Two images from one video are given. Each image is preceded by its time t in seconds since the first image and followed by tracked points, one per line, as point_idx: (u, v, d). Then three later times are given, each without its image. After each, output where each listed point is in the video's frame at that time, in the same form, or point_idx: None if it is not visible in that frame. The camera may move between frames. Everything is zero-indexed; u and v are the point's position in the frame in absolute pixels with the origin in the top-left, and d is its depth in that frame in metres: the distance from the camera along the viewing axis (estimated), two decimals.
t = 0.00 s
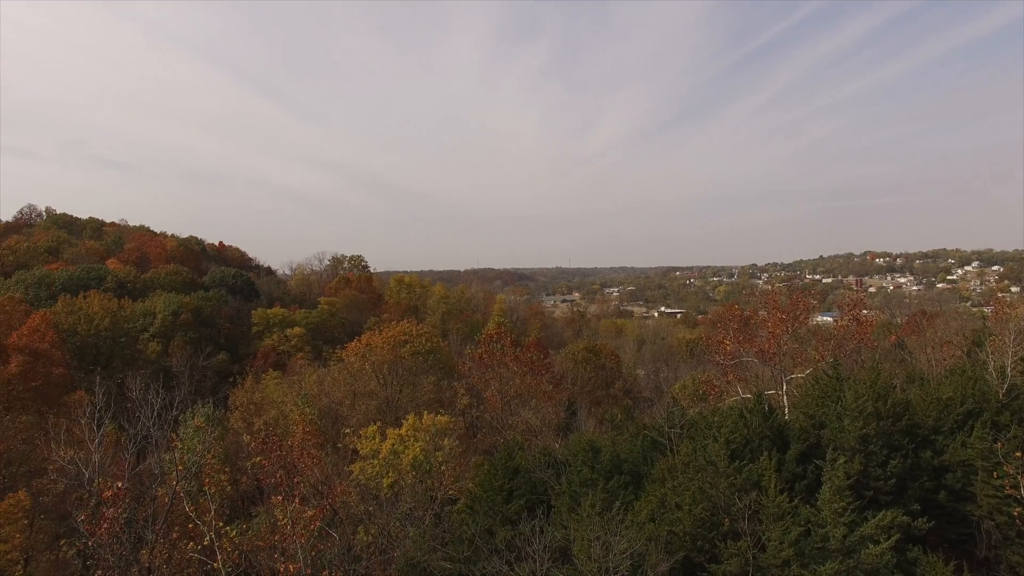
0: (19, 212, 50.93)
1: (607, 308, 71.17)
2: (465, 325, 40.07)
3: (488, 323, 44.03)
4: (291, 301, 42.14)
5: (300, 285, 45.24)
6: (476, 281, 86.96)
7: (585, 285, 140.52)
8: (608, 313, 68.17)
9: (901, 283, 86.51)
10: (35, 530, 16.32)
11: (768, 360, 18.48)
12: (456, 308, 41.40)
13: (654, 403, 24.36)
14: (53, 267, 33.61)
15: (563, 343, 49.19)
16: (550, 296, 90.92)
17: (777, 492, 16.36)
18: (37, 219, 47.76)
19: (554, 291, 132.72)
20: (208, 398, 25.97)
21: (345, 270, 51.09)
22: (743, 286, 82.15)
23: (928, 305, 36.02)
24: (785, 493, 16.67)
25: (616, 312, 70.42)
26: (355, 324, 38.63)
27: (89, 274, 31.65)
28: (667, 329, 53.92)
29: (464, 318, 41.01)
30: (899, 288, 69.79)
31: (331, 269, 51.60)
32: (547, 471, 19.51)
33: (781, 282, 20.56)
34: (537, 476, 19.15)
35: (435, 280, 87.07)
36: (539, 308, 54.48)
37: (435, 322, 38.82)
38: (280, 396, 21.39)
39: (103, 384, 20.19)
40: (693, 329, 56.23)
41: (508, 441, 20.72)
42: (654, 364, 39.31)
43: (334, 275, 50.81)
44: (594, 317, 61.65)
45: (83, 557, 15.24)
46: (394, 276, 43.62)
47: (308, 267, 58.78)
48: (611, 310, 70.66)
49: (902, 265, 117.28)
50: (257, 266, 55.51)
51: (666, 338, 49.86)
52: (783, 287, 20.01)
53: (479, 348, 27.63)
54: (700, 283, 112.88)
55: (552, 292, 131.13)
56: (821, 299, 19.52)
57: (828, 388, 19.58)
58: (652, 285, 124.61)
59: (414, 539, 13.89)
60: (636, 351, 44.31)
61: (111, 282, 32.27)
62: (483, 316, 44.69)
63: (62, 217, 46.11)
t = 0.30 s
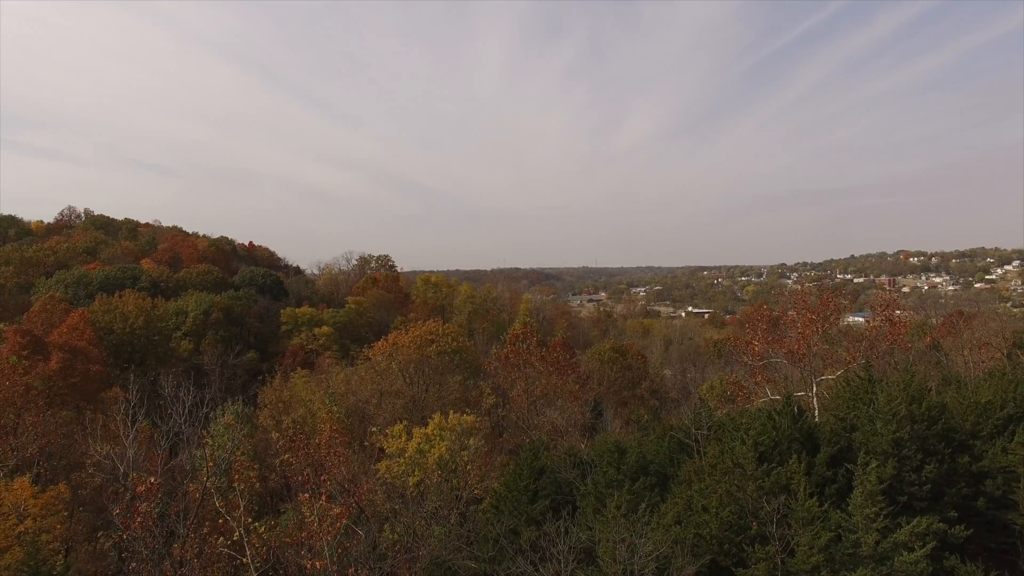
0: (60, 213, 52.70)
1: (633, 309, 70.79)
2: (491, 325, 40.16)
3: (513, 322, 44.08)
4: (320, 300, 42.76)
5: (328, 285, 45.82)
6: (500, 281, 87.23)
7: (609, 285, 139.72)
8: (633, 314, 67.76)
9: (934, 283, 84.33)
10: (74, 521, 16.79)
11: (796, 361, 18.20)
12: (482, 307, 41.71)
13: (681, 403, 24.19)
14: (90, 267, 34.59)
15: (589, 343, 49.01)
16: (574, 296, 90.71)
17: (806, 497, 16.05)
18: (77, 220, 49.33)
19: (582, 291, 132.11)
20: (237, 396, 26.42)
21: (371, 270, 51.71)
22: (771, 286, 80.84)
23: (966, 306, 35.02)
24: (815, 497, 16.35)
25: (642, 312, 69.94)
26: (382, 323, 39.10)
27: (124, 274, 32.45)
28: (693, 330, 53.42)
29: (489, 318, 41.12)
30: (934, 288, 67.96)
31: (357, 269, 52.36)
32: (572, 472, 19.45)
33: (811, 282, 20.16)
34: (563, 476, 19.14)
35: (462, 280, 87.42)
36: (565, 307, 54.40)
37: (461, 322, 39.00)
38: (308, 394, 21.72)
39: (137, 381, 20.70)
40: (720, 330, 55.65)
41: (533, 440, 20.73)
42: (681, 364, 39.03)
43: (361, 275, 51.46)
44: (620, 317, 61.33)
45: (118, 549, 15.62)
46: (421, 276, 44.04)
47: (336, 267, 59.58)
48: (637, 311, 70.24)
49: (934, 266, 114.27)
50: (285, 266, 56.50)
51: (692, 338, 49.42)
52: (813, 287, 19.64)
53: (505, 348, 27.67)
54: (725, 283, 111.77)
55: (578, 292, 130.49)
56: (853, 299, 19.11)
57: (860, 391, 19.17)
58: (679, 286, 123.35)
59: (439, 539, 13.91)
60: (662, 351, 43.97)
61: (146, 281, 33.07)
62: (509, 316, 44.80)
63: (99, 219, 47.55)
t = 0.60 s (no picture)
0: (93, 213, 54.16)
1: (654, 309, 70.47)
2: (512, 325, 40.20)
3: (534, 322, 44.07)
4: (342, 299, 43.17)
5: (349, 285, 46.22)
6: (520, 280, 87.37)
7: (627, 284, 139.35)
8: (654, 314, 67.38)
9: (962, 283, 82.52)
10: (103, 515, 17.14)
11: (820, 362, 17.93)
12: (503, 307, 41.82)
13: (703, 404, 24.01)
14: (118, 267, 35.28)
15: (609, 343, 48.84)
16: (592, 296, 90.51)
17: (830, 500, 15.79)
18: (106, 220, 50.49)
19: (602, 291, 131.96)
20: (260, 394, 26.80)
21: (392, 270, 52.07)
22: (793, 286, 79.81)
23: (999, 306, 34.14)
24: (840, 501, 16.10)
25: (663, 312, 69.57)
26: (404, 322, 39.38)
27: (151, 274, 33.01)
28: (715, 330, 52.96)
29: (511, 318, 41.18)
30: (964, 288, 66.41)
31: (379, 269, 52.88)
32: (591, 472, 19.39)
33: (835, 281, 19.79)
34: (584, 476, 19.09)
35: (482, 280, 87.68)
36: (586, 307, 54.27)
37: (481, 322, 39.08)
38: (330, 393, 21.94)
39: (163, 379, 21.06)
40: (742, 330, 55.17)
41: (553, 440, 20.69)
42: (703, 364, 38.73)
43: (382, 275, 51.80)
44: (640, 317, 61.04)
45: (145, 544, 15.89)
46: (443, 275, 44.24)
47: (358, 266, 60.17)
48: (658, 311, 69.83)
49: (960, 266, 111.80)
50: (308, 266, 57.20)
51: (715, 338, 48.99)
52: (837, 287, 19.34)
53: (525, 348, 27.67)
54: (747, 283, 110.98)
55: (598, 292, 130.02)
56: (879, 298, 18.77)
57: (886, 392, 18.83)
58: (700, 285, 122.51)
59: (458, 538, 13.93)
60: (684, 351, 43.67)
61: (172, 281, 33.62)
62: (531, 315, 44.90)
63: (127, 219, 48.59)
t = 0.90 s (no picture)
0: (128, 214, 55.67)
1: (681, 309, 69.74)
2: (537, 324, 40.14)
3: (560, 321, 43.98)
4: (368, 299, 43.63)
5: (376, 284, 46.63)
6: (544, 280, 87.39)
7: (649, 284, 138.54)
8: (681, 314, 66.63)
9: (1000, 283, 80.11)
10: (137, 509, 17.58)
11: (850, 364, 17.59)
12: (529, 306, 41.83)
13: (729, 405, 23.80)
14: (151, 266, 36.15)
15: (636, 343, 48.50)
16: (616, 296, 90.00)
17: (860, 504, 15.47)
18: (140, 220, 51.88)
19: (625, 290, 131.37)
20: (288, 392, 27.27)
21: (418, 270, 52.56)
22: (823, 286, 78.22)
23: None
24: (871, 505, 15.74)
25: (690, 312, 68.93)
26: (431, 321, 39.66)
27: (183, 273, 33.73)
28: (743, 330, 52.20)
29: (537, 317, 41.13)
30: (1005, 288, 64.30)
31: (405, 269, 53.36)
32: (615, 473, 19.28)
33: (867, 281, 19.36)
34: (609, 477, 18.98)
35: (508, 280, 87.50)
36: (612, 306, 53.99)
37: (507, 321, 39.12)
38: (356, 391, 22.23)
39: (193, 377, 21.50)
40: (771, 330, 54.31)
41: (577, 440, 20.65)
42: (731, 364, 38.32)
43: (408, 275, 52.14)
44: (667, 317, 60.51)
45: (176, 538, 16.22)
46: (469, 275, 44.37)
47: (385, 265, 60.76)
48: (685, 311, 69.07)
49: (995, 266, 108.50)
50: (336, 265, 57.98)
51: (743, 339, 48.40)
52: (868, 287, 18.94)
53: (551, 347, 27.63)
54: (774, 283, 109.81)
55: (625, 292, 128.40)
56: (912, 299, 18.33)
57: (920, 394, 18.35)
58: (726, 285, 121.22)
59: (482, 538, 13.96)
60: (711, 352, 43.19)
61: (203, 280, 34.32)
62: (557, 315, 44.85)
63: (160, 220, 49.85)
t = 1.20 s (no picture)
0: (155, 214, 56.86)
1: (703, 308, 69.08)
2: (558, 323, 40.01)
3: (580, 321, 43.88)
4: (390, 298, 43.96)
5: (398, 283, 46.98)
6: (563, 279, 87.24)
7: (666, 284, 137.67)
8: (703, 314, 65.98)
9: None
10: (163, 504, 17.91)
11: (875, 364, 17.32)
12: (550, 306, 41.78)
13: (752, 406, 23.55)
14: (177, 266, 36.76)
15: (657, 343, 48.18)
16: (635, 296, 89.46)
17: (886, 508, 15.17)
18: (167, 220, 52.96)
19: (643, 290, 130.74)
20: (310, 390, 27.59)
21: (440, 269, 53.07)
22: (847, 286, 76.80)
23: None
24: (897, 510, 15.42)
25: (711, 312, 68.27)
26: (451, 321, 39.80)
27: (208, 272, 34.23)
28: (768, 330, 51.52)
29: (558, 317, 41.03)
30: None
31: (425, 268, 53.78)
32: (636, 474, 19.17)
33: (894, 280, 19.00)
34: (630, 478, 18.88)
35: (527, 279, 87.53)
36: (633, 306, 53.69)
37: (527, 321, 39.11)
38: (377, 390, 22.41)
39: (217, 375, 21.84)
40: (794, 330, 53.59)
41: (598, 440, 20.59)
42: (755, 365, 37.90)
43: (430, 274, 52.40)
44: (688, 317, 60.00)
45: (201, 534, 16.48)
46: (489, 275, 44.42)
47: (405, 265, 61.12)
48: (707, 311, 68.38)
49: None
50: (357, 264, 58.52)
51: (767, 339, 47.82)
52: (895, 286, 18.58)
53: (572, 347, 27.58)
54: (795, 283, 108.33)
55: (648, 292, 126.92)
56: (939, 299, 17.95)
57: (949, 396, 17.94)
58: (746, 285, 120.01)
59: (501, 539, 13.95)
60: (734, 352, 42.75)
61: (228, 279, 34.81)
62: (578, 314, 44.78)
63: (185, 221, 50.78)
